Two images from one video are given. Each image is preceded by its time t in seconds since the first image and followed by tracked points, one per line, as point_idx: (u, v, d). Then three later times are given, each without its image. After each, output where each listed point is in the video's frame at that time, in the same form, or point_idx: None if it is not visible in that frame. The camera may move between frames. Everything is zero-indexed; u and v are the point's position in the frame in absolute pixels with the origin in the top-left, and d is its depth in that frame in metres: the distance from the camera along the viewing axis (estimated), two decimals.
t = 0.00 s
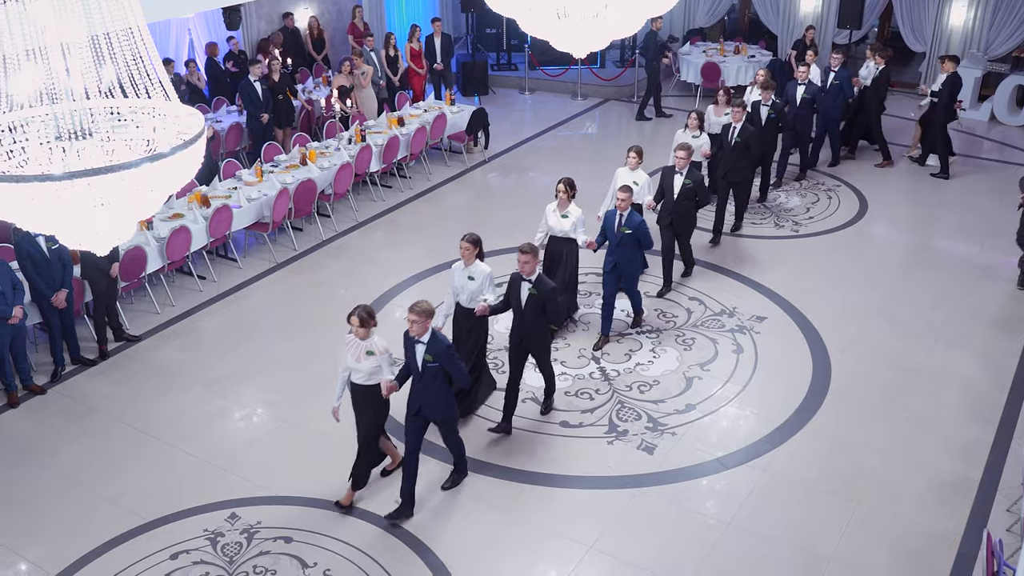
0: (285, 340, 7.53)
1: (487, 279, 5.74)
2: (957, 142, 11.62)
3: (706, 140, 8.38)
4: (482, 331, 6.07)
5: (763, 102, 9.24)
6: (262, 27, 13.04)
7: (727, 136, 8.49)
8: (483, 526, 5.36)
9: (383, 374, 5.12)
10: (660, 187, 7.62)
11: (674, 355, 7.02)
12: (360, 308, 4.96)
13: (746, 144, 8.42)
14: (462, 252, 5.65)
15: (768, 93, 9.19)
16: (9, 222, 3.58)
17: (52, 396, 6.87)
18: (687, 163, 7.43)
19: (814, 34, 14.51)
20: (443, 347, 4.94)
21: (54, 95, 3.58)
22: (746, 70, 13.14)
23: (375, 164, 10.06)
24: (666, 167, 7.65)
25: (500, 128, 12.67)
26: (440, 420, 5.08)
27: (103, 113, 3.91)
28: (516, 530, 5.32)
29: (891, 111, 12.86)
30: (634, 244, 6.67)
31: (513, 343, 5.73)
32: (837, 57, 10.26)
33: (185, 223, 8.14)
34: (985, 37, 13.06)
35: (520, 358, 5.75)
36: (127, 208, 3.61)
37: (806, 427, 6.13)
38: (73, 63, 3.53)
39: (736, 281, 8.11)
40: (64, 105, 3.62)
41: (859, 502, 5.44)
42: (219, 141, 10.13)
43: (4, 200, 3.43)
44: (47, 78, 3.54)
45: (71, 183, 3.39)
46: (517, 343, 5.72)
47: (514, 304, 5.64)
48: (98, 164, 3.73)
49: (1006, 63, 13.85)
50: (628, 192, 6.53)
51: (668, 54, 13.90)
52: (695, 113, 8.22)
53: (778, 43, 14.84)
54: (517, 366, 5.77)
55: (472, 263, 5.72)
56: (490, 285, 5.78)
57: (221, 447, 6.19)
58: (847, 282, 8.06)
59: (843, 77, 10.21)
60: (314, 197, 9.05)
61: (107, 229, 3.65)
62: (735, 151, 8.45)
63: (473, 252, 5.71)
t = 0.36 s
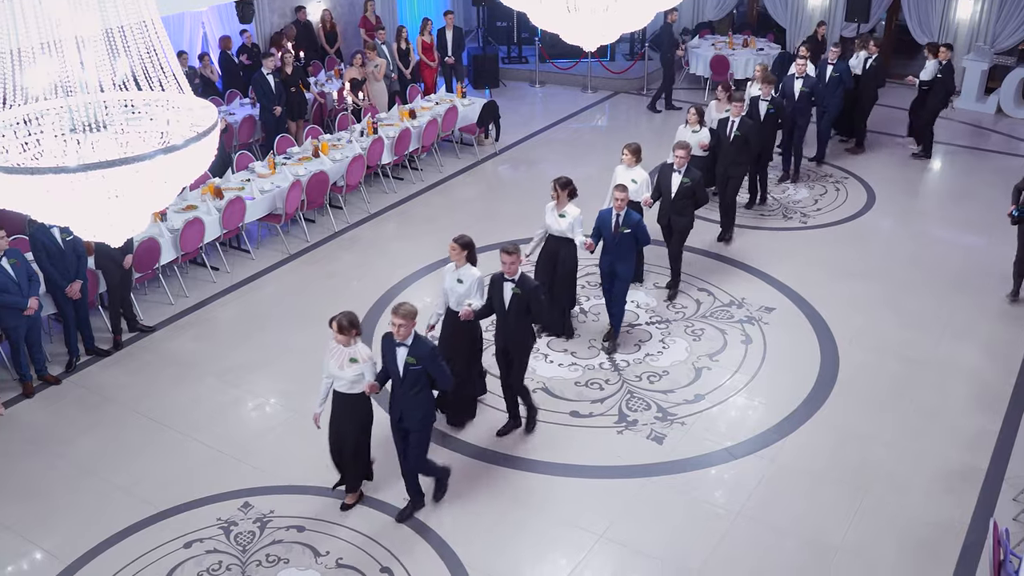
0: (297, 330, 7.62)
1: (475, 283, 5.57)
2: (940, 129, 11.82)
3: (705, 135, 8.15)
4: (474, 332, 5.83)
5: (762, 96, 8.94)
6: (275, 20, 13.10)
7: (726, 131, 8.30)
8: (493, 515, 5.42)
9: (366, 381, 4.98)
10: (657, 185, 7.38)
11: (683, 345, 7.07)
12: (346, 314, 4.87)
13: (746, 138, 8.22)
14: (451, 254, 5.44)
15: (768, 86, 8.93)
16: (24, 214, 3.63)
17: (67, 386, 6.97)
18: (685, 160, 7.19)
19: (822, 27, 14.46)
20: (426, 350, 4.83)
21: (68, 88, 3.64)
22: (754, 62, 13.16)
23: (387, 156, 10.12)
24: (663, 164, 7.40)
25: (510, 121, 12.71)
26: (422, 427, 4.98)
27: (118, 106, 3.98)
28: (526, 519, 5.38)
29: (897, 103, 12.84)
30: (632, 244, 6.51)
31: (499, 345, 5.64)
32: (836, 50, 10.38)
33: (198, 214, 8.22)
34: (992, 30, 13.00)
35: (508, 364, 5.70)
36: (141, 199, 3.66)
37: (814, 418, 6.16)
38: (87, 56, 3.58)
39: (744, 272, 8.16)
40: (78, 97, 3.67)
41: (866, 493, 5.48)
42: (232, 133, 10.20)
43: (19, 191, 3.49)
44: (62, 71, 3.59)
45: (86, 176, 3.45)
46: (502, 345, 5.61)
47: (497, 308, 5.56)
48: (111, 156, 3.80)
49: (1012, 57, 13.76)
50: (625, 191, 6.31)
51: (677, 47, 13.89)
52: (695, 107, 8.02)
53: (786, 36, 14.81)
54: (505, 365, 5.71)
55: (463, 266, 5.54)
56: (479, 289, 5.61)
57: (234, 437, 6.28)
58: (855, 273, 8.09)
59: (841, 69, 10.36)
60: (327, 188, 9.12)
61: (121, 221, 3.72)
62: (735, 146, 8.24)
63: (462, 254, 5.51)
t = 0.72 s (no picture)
0: (309, 321, 7.70)
1: (463, 301, 5.50)
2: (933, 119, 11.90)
3: (702, 142, 8.04)
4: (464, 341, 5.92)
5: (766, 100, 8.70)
6: (287, 13, 13.16)
7: (726, 138, 8.12)
8: (504, 503, 5.48)
9: (354, 403, 4.86)
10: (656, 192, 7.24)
11: (692, 336, 7.11)
12: (327, 335, 4.69)
13: (746, 146, 8.08)
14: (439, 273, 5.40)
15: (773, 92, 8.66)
16: (38, 205, 3.71)
17: (83, 377, 7.07)
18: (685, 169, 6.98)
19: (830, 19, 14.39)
20: (416, 367, 4.75)
21: (82, 80, 3.70)
22: (763, 54, 13.09)
23: (399, 148, 10.18)
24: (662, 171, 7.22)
25: (522, 113, 12.75)
26: (414, 443, 4.90)
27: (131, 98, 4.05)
28: (536, 507, 5.45)
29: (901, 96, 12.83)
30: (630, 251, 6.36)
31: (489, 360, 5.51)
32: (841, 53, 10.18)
33: (212, 206, 8.31)
34: (999, 22, 12.93)
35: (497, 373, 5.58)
36: (154, 190, 3.72)
37: (822, 408, 6.20)
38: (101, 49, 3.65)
39: (752, 262, 8.20)
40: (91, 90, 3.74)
41: (873, 482, 5.52)
42: (245, 125, 10.28)
43: (32, 183, 3.55)
44: (76, 64, 3.67)
45: (100, 167, 3.51)
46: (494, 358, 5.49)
47: (486, 320, 5.38)
48: (125, 148, 3.87)
49: None
50: (622, 197, 6.14)
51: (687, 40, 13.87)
52: (693, 112, 7.82)
53: (795, 29, 14.77)
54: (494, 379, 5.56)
55: (450, 282, 5.46)
56: (466, 305, 5.54)
57: (247, 426, 6.37)
58: (865, 264, 8.11)
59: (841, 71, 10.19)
60: (339, 179, 9.18)
61: (135, 212, 3.77)
62: (736, 154, 8.11)
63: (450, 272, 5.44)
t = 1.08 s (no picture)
0: (322, 311, 7.78)
1: (445, 295, 5.50)
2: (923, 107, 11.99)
3: (700, 134, 8.08)
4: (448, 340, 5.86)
5: (772, 95, 8.62)
6: (300, 6, 13.24)
7: (725, 131, 8.05)
8: (514, 492, 5.55)
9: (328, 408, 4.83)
10: (655, 187, 7.18)
11: (701, 326, 7.16)
12: (305, 338, 4.69)
13: (746, 139, 7.96)
14: (421, 265, 5.39)
15: (775, 86, 8.56)
16: (53, 197, 3.74)
17: (98, 367, 7.16)
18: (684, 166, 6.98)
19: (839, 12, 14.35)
20: (395, 379, 4.65)
21: (98, 73, 3.76)
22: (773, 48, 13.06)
23: (411, 140, 10.24)
24: (661, 168, 7.18)
25: (532, 106, 12.79)
26: (391, 456, 4.80)
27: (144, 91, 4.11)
28: (547, 495, 5.51)
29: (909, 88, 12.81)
30: (626, 252, 6.33)
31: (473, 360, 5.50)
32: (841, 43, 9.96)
33: (225, 197, 8.39)
34: (1005, 15, 12.87)
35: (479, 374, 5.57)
36: (168, 182, 3.76)
37: (830, 398, 6.24)
38: (116, 43, 3.70)
39: (761, 253, 8.23)
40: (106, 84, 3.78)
41: (880, 472, 5.56)
42: (258, 117, 10.36)
43: (48, 175, 3.59)
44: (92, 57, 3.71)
45: (115, 160, 3.57)
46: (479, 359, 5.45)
47: (469, 321, 5.38)
48: (140, 140, 3.93)
49: None
50: (621, 197, 6.08)
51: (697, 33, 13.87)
52: (690, 104, 7.93)
53: (803, 22, 14.74)
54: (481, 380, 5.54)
55: (432, 277, 5.48)
56: (447, 300, 5.54)
57: (260, 416, 6.46)
58: (874, 256, 8.12)
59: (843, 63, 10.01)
60: (351, 171, 9.25)
61: (149, 204, 3.82)
62: (734, 146, 8.01)
63: (433, 265, 5.44)
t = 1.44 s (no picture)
0: (335, 302, 7.86)
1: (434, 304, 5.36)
2: (913, 92, 11.97)
3: (700, 138, 7.96)
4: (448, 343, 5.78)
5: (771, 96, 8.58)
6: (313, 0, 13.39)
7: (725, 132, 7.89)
8: (525, 480, 5.61)
9: (310, 427, 4.68)
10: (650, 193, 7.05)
11: (711, 317, 7.20)
12: (284, 354, 4.54)
13: (744, 140, 7.79)
14: (408, 274, 5.26)
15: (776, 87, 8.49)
16: (67, 188, 3.79)
17: (113, 358, 7.26)
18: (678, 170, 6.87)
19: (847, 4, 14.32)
20: (374, 398, 4.51)
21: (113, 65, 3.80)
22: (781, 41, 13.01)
23: (423, 132, 10.30)
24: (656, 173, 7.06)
25: (543, 98, 12.82)
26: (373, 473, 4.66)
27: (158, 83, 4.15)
28: (556, 484, 5.57)
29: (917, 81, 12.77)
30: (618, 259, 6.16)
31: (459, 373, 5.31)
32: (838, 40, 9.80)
33: (239, 189, 8.48)
34: (1012, 9, 12.86)
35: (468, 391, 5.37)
36: (181, 174, 3.80)
37: (839, 389, 6.28)
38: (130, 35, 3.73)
39: (771, 245, 8.26)
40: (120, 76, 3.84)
41: (888, 462, 5.60)
42: (272, 110, 10.44)
43: (63, 167, 3.64)
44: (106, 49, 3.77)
45: (129, 151, 3.60)
46: (463, 372, 5.28)
47: (457, 333, 5.22)
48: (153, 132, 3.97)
49: None
50: (611, 204, 6.03)
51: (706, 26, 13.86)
52: (689, 108, 7.83)
53: (811, 15, 14.66)
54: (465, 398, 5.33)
55: (419, 286, 5.34)
56: (436, 310, 5.39)
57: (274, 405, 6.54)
58: (883, 247, 8.14)
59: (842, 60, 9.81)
60: (364, 163, 9.32)
61: (162, 194, 3.85)
62: (733, 149, 7.84)
63: (420, 274, 5.33)
